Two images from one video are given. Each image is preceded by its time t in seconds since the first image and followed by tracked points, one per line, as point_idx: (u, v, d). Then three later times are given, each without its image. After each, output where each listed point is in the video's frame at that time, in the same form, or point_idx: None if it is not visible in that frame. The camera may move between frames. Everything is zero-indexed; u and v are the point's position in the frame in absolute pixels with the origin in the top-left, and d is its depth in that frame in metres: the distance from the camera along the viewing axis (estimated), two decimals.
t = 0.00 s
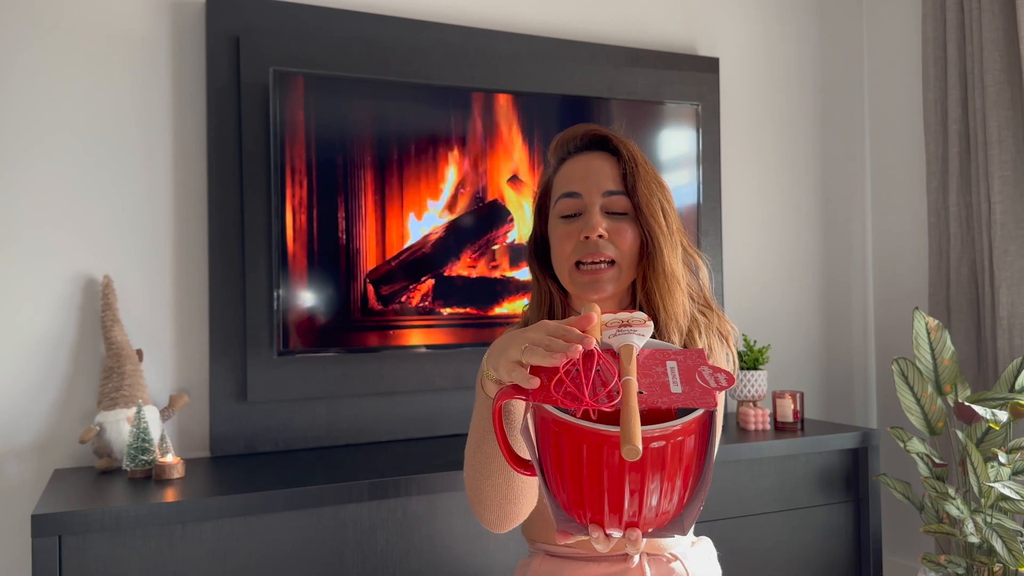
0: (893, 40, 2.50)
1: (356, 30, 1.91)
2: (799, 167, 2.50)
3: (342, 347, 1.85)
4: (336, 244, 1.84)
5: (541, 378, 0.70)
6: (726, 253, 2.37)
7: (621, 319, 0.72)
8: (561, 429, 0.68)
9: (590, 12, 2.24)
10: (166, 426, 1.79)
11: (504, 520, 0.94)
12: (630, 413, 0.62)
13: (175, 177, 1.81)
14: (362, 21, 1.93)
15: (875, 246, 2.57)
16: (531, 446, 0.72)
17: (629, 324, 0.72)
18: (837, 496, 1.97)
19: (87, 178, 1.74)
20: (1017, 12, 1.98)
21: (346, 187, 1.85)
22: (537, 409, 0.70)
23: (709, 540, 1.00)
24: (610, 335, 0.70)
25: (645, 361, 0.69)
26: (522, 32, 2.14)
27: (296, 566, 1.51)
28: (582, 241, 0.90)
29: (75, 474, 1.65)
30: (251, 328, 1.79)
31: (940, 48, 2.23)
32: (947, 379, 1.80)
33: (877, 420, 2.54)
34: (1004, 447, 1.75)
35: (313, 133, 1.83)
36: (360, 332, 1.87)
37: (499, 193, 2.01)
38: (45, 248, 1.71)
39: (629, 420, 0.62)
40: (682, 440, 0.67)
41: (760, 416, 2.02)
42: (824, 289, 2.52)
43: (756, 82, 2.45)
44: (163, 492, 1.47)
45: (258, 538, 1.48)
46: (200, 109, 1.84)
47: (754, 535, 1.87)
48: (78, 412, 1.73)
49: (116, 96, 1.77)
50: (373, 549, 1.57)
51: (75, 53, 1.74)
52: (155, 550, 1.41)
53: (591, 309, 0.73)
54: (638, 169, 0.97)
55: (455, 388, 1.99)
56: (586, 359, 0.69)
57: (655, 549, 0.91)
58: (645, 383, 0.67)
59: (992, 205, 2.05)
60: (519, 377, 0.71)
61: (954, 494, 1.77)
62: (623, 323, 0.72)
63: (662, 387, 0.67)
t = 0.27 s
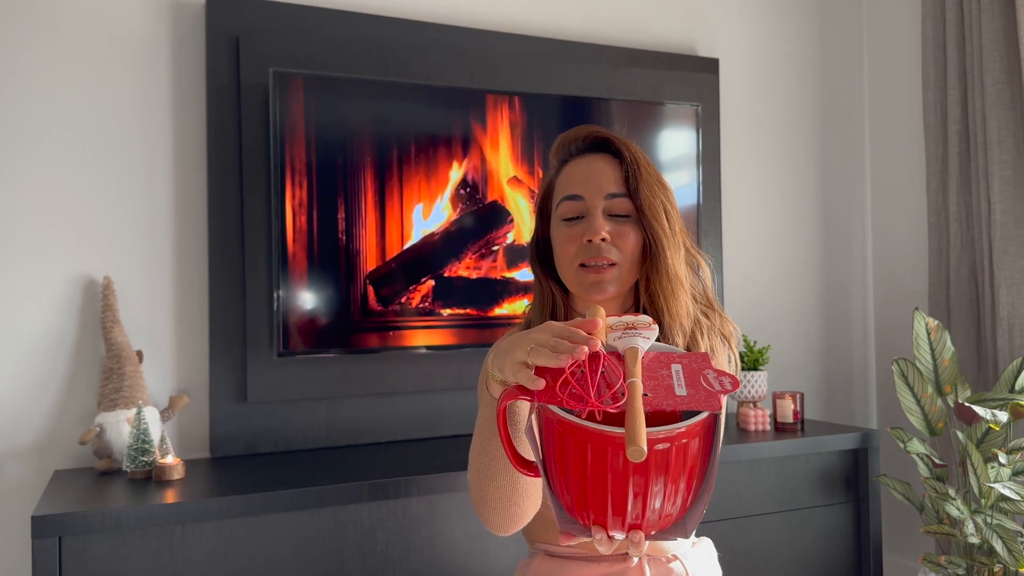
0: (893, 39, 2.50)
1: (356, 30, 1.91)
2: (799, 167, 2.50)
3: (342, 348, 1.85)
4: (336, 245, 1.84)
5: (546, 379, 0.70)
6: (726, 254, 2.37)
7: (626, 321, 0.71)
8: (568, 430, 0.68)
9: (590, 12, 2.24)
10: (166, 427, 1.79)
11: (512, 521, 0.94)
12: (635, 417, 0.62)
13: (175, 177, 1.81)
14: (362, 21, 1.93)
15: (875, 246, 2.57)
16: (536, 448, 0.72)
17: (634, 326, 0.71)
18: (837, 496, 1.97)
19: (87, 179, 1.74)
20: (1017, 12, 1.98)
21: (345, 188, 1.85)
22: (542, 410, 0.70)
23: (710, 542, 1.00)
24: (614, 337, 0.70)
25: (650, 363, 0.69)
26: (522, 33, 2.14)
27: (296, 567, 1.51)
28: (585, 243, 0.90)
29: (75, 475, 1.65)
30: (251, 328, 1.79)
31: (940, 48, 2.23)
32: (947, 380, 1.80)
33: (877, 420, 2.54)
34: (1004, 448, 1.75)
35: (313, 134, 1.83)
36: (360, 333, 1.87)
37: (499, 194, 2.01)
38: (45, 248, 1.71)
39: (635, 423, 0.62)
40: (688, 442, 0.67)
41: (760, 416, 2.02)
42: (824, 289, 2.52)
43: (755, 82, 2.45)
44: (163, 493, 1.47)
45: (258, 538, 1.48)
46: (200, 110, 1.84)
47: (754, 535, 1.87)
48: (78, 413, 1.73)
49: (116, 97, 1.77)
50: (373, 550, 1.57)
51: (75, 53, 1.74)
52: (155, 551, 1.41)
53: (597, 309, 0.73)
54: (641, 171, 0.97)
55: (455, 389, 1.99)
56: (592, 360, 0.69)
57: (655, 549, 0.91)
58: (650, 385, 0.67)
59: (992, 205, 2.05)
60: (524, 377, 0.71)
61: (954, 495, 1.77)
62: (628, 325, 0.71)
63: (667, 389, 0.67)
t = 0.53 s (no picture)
0: (893, 40, 2.50)
1: (356, 32, 1.91)
2: (799, 168, 2.50)
3: (342, 350, 1.85)
4: (336, 246, 1.85)
5: (546, 377, 0.70)
6: (726, 255, 2.37)
7: (625, 322, 0.71)
8: (570, 425, 0.68)
9: (590, 13, 2.24)
10: (166, 428, 1.79)
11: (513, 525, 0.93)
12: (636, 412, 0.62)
13: (175, 179, 1.81)
14: (362, 22, 1.93)
15: (875, 246, 2.57)
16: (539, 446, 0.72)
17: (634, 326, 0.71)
18: (837, 497, 1.97)
19: (87, 180, 1.74)
20: (1017, 13, 1.98)
21: (346, 189, 1.85)
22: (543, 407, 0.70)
23: (710, 543, 1.00)
24: (614, 336, 0.70)
25: (650, 360, 0.69)
26: (522, 34, 2.14)
27: (297, 569, 1.51)
28: (589, 247, 0.90)
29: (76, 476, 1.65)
30: (251, 330, 1.79)
31: (940, 50, 2.23)
32: (947, 381, 1.80)
33: (878, 421, 2.54)
34: (1005, 449, 1.75)
35: (313, 135, 1.83)
36: (360, 335, 1.87)
37: (499, 195, 2.01)
38: (46, 250, 1.71)
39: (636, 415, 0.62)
40: (686, 438, 0.67)
41: (761, 418, 2.01)
42: (824, 289, 2.52)
43: (755, 83, 2.45)
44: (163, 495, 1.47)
45: (258, 540, 1.48)
46: (200, 111, 1.84)
47: (754, 536, 1.87)
48: (78, 414, 1.73)
49: (116, 99, 1.77)
50: (373, 552, 1.57)
51: (75, 55, 1.74)
52: (155, 553, 1.41)
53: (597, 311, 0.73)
54: (647, 175, 0.96)
55: (456, 390, 1.99)
56: (592, 359, 0.69)
57: (655, 551, 0.91)
58: (650, 382, 0.67)
59: (992, 206, 2.06)
60: (525, 376, 0.71)
61: (955, 496, 1.77)
62: (627, 325, 0.71)
63: (666, 386, 0.67)
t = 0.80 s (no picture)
0: (892, 41, 2.50)
1: (355, 33, 1.91)
2: (799, 169, 2.50)
3: (342, 351, 1.85)
4: (336, 247, 1.85)
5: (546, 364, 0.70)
6: (726, 256, 2.37)
7: (628, 321, 0.72)
8: (567, 412, 0.68)
9: (589, 14, 2.24)
10: (166, 429, 1.79)
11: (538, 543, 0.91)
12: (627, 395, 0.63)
13: (175, 179, 1.81)
14: (362, 23, 1.93)
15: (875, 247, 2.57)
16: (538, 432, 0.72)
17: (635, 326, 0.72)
18: (837, 498, 1.97)
19: (86, 182, 1.74)
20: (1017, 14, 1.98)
21: (345, 190, 1.85)
22: (543, 391, 0.70)
23: (709, 543, 1.01)
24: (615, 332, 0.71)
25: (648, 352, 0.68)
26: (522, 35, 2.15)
27: (297, 570, 1.51)
28: (593, 248, 0.91)
29: (75, 477, 1.64)
30: (251, 331, 1.79)
31: (940, 51, 2.23)
32: (947, 381, 1.80)
33: (878, 422, 2.54)
34: (1004, 450, 1.74)
35: (313, 136, 1.83)
36: (360, 336, 1.87)
37: (499, 196, 2.01)
38: (46, 251, 1.71)
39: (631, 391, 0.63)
40: (679, 423, 0.66)
41: (760, 419, 2.01)
42: (824, 290, 2.52)
43: (755, 83, 2.45)
44: (163, 496, 1.47)
45: (258, 541, 1.48)
46: (200, 112, 1.84)
47: (754, 537, 1.87)
48: (78, 415, 1.73)
49: (115, 99, 1.77)
50: (373, 553, 1.57)
51: (75, 56, 1.74)
52: (155, 554, 1.41)
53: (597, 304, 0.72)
54: (654, 178, 0.96)
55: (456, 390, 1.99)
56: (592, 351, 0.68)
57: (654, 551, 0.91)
58: (647, 371, 0.67)
59: (992, 207, 2.06)
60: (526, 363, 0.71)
61: (955, 497, 1.77)
62: (629, 324, 0.72)
63: (663, 375, 0.67)
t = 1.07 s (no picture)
0: (889, 40, 2.51)
1: (353, 32, 1.91)
2: (796, 168, 2.50)
3: (339, 349, 1.85)
4: (334, 246, 1.85)
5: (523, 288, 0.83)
6: (724, 254, 2.38)
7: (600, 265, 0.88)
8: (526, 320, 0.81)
9: (587, 13, 2.24)
10: (164, 428, 1.79)
11: (581, 532, 0.93)
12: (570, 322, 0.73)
13: (172, 178, 1.81)
14: (360, 23, 1.93)
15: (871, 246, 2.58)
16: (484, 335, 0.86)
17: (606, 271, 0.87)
18: (834, 496, 1.98)
19: (83, 180, 1.74)
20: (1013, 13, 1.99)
21: (343, 189, 1.86)
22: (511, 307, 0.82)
23: (707, 542, 1.04)
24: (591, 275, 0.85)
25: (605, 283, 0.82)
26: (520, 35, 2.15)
27: (296, 567, 1.52)
28: (632, 237, 1.01)
29: (73, 476, 1.65)
30: (250, 330, 1.79)
31: (936, 49, 2.23)
32: (943, 379, 1.81)
33: (875, 421, 2.55)
34: (1000, 447, 1.74)
35: (311, 135, 1.83)
36: (357, 335, 1.87)
37: (497, 195, 2.01)
38: (43, 249, 1.71)
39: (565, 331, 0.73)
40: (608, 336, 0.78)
41: (757, 417, 2.02)
42: (821, 289, 2.53)
43: (753, 83, 2.46)
44: (161, 494, 1.47)
45: (256, 539, 1.49)
46: (197, 110, 1.84)
47: (752, 535, 1.87)
48: (75, 414, 1.73)
49: (113, 98, 1.77)
50: (371, 550, 1.57)
51: (72, 55, 1.74)
52: (153, 551, 1.41)
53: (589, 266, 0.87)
54: (698, 189, 1.07)
55: (453, 389, 1.99)
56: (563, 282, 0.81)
57: (652, 543, 0.97)
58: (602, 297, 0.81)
59: (988, 205, 2.06)
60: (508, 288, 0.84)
61: (951, 494, 1.78)
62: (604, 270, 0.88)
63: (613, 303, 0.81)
